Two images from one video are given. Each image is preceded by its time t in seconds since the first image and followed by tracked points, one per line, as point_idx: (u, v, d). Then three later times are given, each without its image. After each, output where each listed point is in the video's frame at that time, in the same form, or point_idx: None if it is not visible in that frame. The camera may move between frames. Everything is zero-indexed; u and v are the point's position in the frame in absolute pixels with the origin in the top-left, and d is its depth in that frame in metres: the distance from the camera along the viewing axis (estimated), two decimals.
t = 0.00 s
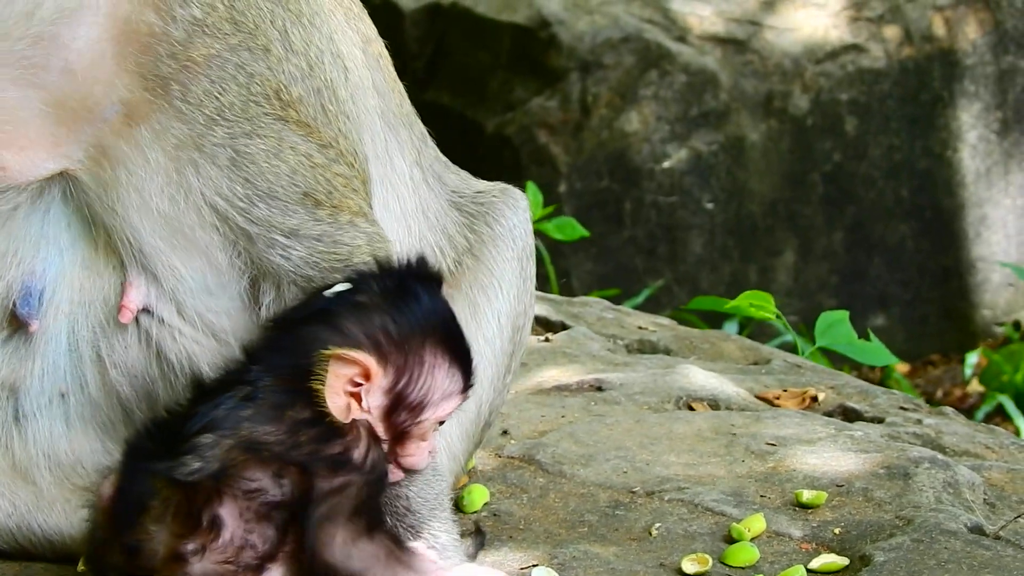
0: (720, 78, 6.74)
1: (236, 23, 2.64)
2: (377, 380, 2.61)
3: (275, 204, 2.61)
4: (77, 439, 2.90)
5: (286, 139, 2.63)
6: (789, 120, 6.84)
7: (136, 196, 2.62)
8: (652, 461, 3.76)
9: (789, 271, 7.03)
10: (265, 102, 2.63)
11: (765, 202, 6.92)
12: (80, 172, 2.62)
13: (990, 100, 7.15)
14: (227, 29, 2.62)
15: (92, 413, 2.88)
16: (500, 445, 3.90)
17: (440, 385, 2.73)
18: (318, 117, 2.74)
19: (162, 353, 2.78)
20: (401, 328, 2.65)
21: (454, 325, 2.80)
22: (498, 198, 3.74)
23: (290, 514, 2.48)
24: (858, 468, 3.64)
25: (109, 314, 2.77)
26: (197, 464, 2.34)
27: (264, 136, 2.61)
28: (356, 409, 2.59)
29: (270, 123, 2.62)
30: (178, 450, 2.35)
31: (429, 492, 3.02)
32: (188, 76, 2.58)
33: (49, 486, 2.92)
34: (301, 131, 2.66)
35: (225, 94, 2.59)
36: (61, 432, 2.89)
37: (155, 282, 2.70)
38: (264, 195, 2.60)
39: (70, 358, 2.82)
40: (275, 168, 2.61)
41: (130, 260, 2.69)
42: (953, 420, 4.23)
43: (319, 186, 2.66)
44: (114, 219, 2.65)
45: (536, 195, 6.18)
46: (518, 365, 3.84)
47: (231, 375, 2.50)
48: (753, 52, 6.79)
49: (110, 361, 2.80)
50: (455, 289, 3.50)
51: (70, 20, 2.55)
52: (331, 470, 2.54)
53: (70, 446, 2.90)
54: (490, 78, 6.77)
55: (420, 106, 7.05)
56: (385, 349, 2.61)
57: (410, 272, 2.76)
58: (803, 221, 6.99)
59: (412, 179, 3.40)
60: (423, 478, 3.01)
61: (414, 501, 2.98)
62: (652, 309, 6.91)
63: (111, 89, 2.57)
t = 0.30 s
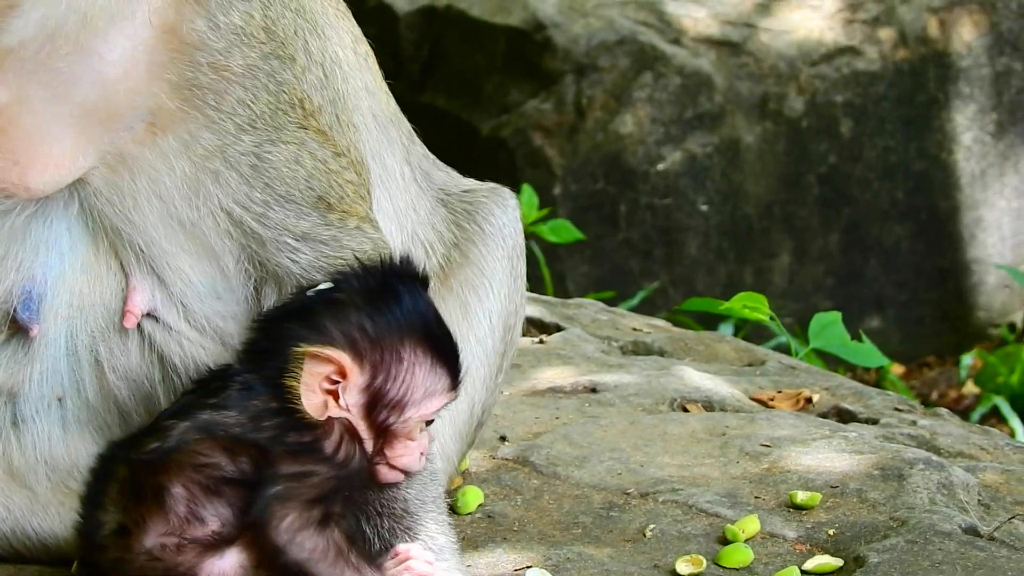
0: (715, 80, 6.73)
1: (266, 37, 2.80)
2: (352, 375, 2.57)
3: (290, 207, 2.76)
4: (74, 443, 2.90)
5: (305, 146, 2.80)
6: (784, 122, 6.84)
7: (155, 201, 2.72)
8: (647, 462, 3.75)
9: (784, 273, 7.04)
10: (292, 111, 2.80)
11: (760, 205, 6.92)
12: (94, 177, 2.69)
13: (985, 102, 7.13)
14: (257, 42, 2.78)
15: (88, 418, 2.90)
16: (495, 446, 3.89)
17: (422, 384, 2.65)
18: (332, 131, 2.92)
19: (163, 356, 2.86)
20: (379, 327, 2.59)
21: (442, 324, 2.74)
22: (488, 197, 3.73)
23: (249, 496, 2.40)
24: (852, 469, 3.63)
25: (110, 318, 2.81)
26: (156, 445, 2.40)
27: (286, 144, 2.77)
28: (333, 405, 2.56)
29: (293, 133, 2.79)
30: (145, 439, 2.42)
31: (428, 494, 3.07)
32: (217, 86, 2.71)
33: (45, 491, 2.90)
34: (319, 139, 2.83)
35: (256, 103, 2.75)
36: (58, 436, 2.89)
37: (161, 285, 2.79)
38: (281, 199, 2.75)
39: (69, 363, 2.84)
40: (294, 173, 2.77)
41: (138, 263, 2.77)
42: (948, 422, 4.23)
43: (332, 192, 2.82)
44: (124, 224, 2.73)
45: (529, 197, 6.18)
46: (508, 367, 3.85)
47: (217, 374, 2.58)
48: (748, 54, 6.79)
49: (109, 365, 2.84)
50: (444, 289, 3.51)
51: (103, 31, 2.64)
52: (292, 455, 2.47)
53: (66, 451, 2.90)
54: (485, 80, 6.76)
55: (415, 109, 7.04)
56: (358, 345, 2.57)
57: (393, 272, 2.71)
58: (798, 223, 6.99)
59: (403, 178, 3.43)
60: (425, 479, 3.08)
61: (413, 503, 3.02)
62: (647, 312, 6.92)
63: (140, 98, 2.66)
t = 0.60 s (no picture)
0: (705, 82, 6.72)
1: (271, 36, 2.80)
2: (407, 396, 2.58)
3: (289, 205, 2.76)
4: (66, 443, 2.93)
5: (306, 145, 2.80)
6: (773, 125, 6.84)
7: (154, 199, 2.74)
8: (637, 463, 3.74)
9: (774, 275, 7.05)
10: (293, 111, 2.80)
11: (750, 208, 6.93)
12: (93, 177, 2.71)
13: (976, 105, 7.15)
14: (262, 41, 2.78)
15: (79, 418, 2.92)
16: (484, 447, 3.87)
17: (472, 406, 2.66)
18: (329, 129, 2.92)
19: (158, 356, 2.90)
20: (435, 346, 2.61)
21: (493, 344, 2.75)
22: (477, 197, 3.72)
23: (287, 496, 2.45)
24: (842, 471, 3.62)
25: (105, 318, 2.84)
26: (195, 444, 2.44)
27: (287, 144, 2.77)
28: (385, 423, 2.58)
29: (295, 132, 2.79)
30: (181, 437, 2.46)
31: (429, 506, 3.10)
32: (221, 86, 2.71)
33: (35, 491, 2.90)
34: (318, 138, 2.84)
35: (259, 102, 2.75)
36: (49, 437, 2.91)
37: (157, 284, 2.82)
38: (280, 197, 2.76)
39: (63, 362, 2.86)
40: (294, 172, 2.77)
41: (134, 262, 2.80)
42: (938, 425, 4.22)
43: (331, 190, 2.82)
44: (121, 224, 2.75)
45: (518, 199, 6.14)
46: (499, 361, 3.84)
47: (255, 377, 2.60)
48: (738, 57, 6.77)
49: (103, 365, 2.87)
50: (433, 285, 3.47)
51: (111, 31, 2.61)
52: (328, 450, 2.50)
53: (57, 452, 2.92)
54: (475, 82, 6.75)
55: (405, 110, 7.03)
56: (416, 364, 2.58)
57: (447, 291, 2.73)
58: (787, 226, 6.99)
59: (391, 175, 3.41)
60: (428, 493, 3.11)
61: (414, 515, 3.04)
62: (637, 314, 6.91)
63: (144, 99, 2.67)
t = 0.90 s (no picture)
0: (710, 83, 6.72)
1: (277, 41, 2.83)
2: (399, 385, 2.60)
3: (296, 207, 2.79)
4: (71, 446, 2.91)
5: (313, 148, 2.82)
6: (779, 126, 6.83)
7: (160, 202, 2.75)
8: (643, 462, 3.74)
9: (780, 277, 7.09)
10: (300, 114, 2.82)
11: (755, 208, 6.95)
12: (100, 181, 2.72)
13: (982, 105, 7.19)
14: (268, 46, 2.81)
15: (84, 421, 2.91)
16: (490, 446, 3.87)
17: (463, 388, 2.70)
18: (334, 131, 2.95)
19: (163, 358, 2.90)
20: (424, 334, 2.63)
21: (481, 328, 2.79)
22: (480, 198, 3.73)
23: (299, 493, 2.56)
24: (848, 469, 3.61)
25: (109, 320, 2.84)
26: (199, 448, 2.48)
27: (295, 146, 2.79)
28: (379, 414, 2.60)
29: (302, 134, 2.81)
30: (185, 440, 2.50)
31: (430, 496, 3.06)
32: (230, 90, 2.73)
33: (40, 495, 2.90)
34: (324, 141, 2.86)
35: (267, 105, 2.77)
36: (54, 440, 2.90)
37: (161, 286, 2.82)
38: (288, 199, 2.78)
39: (67, 365, 2.86)
40: (302, 174, 2.79)
41: (138, 264, 2.81)
42: (945, 422, 4.21)
43: (337, 191, 2.84)
44: (126, 226, 2.76)
45: (528, 202, 6.10)
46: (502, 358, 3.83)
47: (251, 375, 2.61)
48: (744, 57, 6.75)
49: (107, 368, 2.87)
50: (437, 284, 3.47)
51: (124, 37, 2.62)
52: (332, 445, 2.59)
53: (62, 455, 2.90)
54: (479, 85, 6.75)
55: (409, 114, 7.07)
56: (405, 354, 2.60)
57: (432, 279, 2.75)
58: (793, 226, 7.01)
59: (393, 174, 3.42)
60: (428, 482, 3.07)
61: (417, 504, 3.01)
62: (643, 316, 6.93)
63: (153, 104, 2.67)
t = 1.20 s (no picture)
0: (718, 63, 6.72)
1: (280, 18, 2.83)
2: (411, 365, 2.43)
3: (295, 184, 2.80)
4: (74, 423, 2.98)
5: (313, 125, 2.83)
6: (786, 104, 6.83)
7: (161, 182, 2.77)
8: (646, 440, 3.75)
9: (789, 256, 7.04)
10: (301, 92, 2.82)
11: (763, 187, 6.92)
12: (103, 161, 2.74)
13: (989, 82, 7.23)
14: (269, 23, 2.80)
15: (87, 399, 2.97)
16: (493, 426, 3.88)
17: (472, 370, 2.52)
18: (335, 108, 2.96)
19: (165, 336, 2.93)
20: (433, 313, 2.48)
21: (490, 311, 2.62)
22: (484, 176, 3.73)
23: (286, 485, 2.38)
24: (851, 446, 3.62)
25: (112, 299, 2.87)
26: (188, 429, 2.36)
27: (295, 123, 2.80)
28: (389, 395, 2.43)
29: (302, 112, 2.82)
30: (174, 421, 2.39)
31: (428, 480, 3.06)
32: (231, 69, 2.74)
33: (43, 472, 2.97)
34: (325, 118, 2.86)
35: (268, 83, 2.77)
36: (57, 418, 2.96)
37: (164, 265, 2.85)
38: (288, 176, 2.79)
39: (70, 343, 2.90)
40: (301, 152, 2.80)
41: (141, 243, 2.83)
42: (948, 398, 4.22)
43: (336, 169, 2.86)
44: (128, 205, 2.78)
45: (530, 180, 6.13)
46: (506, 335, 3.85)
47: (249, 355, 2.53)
48: (751, 36, 6.77)
49: (110, 346, 2.91)
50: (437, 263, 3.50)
51: (120, 21, 2.60)
52: (327, 436, 2.43)
53: (66, 432, 2.98)
54: (486, 65, 6.71)
55: (416, 94, 7.03)
56: (415, 333, 2.45)
57: (441, 259, 2.61)
58: (801, 205, 7.00)
59: (396, 152, 3.43)
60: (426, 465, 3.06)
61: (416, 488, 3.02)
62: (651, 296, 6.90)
63: (153, 85, 2.68)
